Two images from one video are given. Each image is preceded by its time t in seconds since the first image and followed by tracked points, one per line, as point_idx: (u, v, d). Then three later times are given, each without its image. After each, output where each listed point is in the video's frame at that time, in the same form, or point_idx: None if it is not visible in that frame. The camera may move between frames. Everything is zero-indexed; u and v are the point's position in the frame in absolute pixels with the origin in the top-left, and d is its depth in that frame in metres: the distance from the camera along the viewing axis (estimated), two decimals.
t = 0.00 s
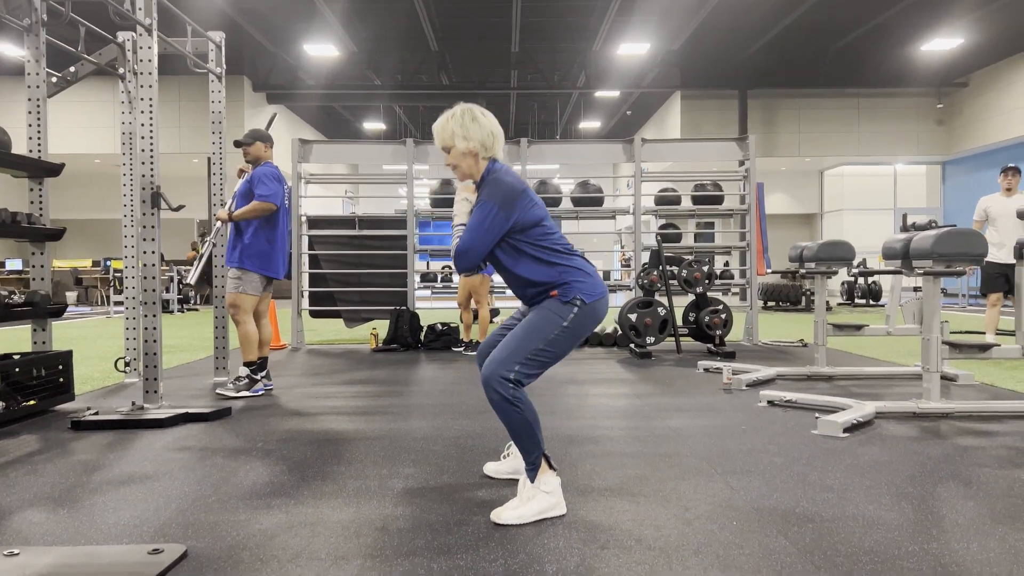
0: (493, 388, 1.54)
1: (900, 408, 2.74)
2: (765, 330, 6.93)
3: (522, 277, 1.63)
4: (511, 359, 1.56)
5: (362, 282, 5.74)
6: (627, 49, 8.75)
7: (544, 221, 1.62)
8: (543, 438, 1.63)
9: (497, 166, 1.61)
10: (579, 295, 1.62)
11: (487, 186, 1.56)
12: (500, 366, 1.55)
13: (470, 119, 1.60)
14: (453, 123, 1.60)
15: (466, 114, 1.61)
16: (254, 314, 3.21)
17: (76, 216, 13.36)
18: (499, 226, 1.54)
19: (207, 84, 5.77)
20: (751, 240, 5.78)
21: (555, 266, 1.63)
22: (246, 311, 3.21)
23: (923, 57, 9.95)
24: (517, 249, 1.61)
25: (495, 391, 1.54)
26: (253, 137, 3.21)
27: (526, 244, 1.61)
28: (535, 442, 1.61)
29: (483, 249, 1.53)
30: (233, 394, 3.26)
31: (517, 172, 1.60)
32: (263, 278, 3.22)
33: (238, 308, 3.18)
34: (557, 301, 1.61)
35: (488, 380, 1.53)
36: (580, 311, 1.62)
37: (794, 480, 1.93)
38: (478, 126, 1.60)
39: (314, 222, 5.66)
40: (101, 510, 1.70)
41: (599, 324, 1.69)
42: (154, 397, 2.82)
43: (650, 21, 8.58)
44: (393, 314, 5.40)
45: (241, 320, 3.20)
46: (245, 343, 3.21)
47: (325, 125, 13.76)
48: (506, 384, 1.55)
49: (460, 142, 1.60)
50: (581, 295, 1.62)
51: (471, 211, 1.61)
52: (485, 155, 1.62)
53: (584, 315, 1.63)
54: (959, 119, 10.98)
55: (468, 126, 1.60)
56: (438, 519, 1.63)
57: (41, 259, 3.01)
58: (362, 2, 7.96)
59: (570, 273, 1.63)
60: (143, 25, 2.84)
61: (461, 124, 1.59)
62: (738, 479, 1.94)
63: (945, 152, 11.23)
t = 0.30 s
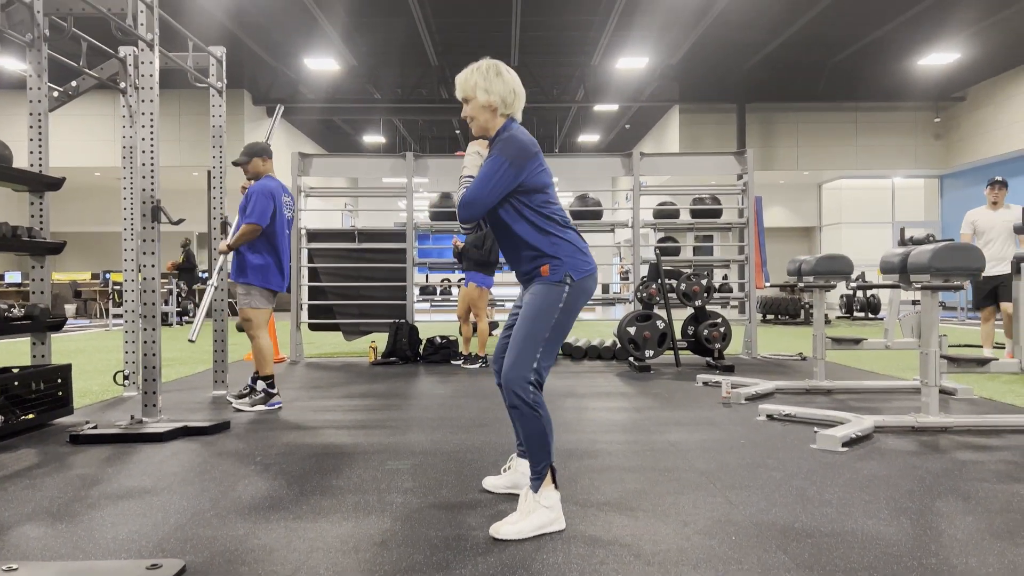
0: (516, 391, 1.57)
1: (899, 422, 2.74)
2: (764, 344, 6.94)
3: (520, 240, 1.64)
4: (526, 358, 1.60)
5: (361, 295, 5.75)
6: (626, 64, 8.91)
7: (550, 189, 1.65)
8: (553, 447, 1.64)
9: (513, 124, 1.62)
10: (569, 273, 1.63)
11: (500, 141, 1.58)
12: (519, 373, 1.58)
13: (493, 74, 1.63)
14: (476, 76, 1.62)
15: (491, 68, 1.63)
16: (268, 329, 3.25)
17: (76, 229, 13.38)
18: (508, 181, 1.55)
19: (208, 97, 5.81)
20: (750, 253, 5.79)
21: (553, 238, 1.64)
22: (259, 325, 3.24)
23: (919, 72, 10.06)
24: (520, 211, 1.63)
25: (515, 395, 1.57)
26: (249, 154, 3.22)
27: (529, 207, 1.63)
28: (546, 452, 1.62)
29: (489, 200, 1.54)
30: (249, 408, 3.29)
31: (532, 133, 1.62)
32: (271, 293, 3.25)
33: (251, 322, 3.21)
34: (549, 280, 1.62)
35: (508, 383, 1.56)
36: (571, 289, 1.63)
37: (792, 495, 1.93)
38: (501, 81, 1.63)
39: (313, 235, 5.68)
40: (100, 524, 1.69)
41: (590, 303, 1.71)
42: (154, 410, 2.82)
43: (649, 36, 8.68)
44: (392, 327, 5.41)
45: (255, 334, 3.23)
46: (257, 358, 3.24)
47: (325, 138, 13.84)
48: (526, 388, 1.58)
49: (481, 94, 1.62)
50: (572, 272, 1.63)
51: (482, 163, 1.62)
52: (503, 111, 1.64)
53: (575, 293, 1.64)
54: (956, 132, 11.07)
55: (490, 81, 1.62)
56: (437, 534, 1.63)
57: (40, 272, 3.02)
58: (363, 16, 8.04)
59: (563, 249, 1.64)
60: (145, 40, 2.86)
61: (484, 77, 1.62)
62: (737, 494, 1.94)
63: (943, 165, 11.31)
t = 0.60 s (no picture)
0: (531, 401, 1.60)
1: (899, 433, 2.74)
2: (764, 354, 6.93)
3: (519, 232, 1.65)
4: (530, 361, 1.61)
5: (361, 305, 5.76)
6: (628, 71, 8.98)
7: (555, 184, 1.67)
8: (559, 458, 1.66)
9: (528, 116, 1.65)
10: (560, 271, 1.63)
11: (515, 130, 1.61)
12: (530, 391, 1.60)
13: (511, 64, 1.66)
14: (495, 65, 1.65)
15: (510, 58, 1.66)
16: (271, 339, 3.25)
17: (76, 238, 13.41)
18: (517, 169, 1.57)
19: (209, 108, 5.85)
20: (750, 264, 5.80)
21: (551, 234, 1.66)
22: (262, 336, 3.25)
23: (918, 83, 10.13)
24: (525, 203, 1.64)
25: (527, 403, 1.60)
26: (240, 166, 3.24)
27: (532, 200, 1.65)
28: (551, 460, 1.64)
29: (498, 185, 1.55)
30: (249, 419, 3.29)
31: (544, 127, 1.65)
32: (270, 304, 3.25)
33: (253, 333, 3.22)
34: (540, 277, 1.63)
35: (526, 396, 1.59)
36: (562, 288, 1.63)
37: (792, 507, 1.93)
38: (519, 72, 1.66)
39: (313, 245, 5.70)
40: (99, 535, 1.69)
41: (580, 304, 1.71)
42: (153, 421, 2.82)
43: (649, 47, 8.75)
44: (392, 338, 5.41)
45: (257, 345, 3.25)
46: (258, 369, 3.25)
47: (326, 148, 13.91)
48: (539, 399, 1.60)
49: (498, 83, 1.65)
50: (563, 271, 1.63)
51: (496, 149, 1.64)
52: (519, 102, 1.67)
53: (565, 292, 1.65)
54: (955, 143, 11.13)
55: (509, 70, 1.65)
56: (437, 545, 1.63)
57: (41, 282, 3.02)
58: (365, 28, 8.11)
59: (557, 246, 1.65)
60: (147, 51, 2.89)
61: (503, 67, 1.65)
62: (737, 506, 1.94)
63: (942, 176, 11.38)
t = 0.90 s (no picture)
0: (530, 402, 1.60)
1: (898, 434, 2.75)
2: (764, 356, 6.94)
3: (522, 233, 1.66)
4: (529, 362, 1.62)
5: (361, 306, 5.76)
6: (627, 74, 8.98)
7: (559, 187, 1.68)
8: (558, 459, 1.66)
9: (534, 117, 1.66)
10: (559, 273, 1.64)
11: (521, 131, 1.61)
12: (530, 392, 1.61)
13: (518, 66, 1.66)
14: (502, 67, 1.65)
15: (516, 60, 1.66)
16: (270, 340, 3.25)
17: (77, 239, 13.42)
18: (522, 170, 1.58)
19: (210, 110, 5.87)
20: (750, 265, 5.80)
21: (553, 235, 1.67)
22: (261, 337, 3.26)
23: (918, 85, 10.15)
24: (529, 204, 1.65)
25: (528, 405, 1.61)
26: (233, 169, 3.24)
27: (537, 202, 1.65)
28: (551, 460, 1.64)
29: (503, 185, 1.56)
30: (249, 420, 3.30)
31: (551, 129, 1.66)
32: (267, 306, 3.24)
33: (252, 335, 3.23)
34: (541, 277, 1.63)
35: (525, 397, 1.60)
36: (561, 290, 1.64)
37: (792, 508, 1.93)
38: (526, 73, 1.66)
39: (314, 247, 5.71)
40: (100, 536, 1.70)
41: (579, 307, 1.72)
42: (153, 422, 2.82)
43: (649, 50, 8.76)
44: (392, 339, 5.41)
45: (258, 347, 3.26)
46: (259, 371, 3.26)
47: (326, 150, 13.93)
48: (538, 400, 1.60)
49: (505, 84, 1.65)
50: (563, 273, 1.64)
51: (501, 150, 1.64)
52: (526, 103, 1.67)
53: (566, 294, 1.65)
54: (955, 145, 11.15)
55: (516, 71, 1.65)
56: (438, 546, 1.63)
57: (42, 284, 3.03)
58: (365, 30, 8.12)
59: (557, 248, 1.66)
60: (148, 53, 2.89)
61: (510, 68, 1.65)
62: (737, 507, 1.94)
63: (941, 178, 11.39)
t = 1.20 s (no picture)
0: (518, 396, 1.59)
1: (898, 426, 2.76)
2: (764, 348, 6.94)
3: (529, 242, 1.65)
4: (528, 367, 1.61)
5: (361, 298, 5.76)
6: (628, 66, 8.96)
7: (560, 192, 1.67)
8: (554, 451, 1.65)
9: (527, 125, 1.64)
10: (570, 278, 1.64)
11: (515, 141, 1.60)
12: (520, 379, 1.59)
13: (508, 75, 1.65)
14: (491, 77, 1.64)
15: (506, 69, 1.65)
16: (271, 332, 3.26)
17: (77, 231, 13.41)
18: (522, 179, 1.57)
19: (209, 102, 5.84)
20: (750, 258, 5.79)
21: (560, 240, 1.66)
22: (262, 329, 3.26)
23: (919, 78, 10.11)
24: (533, 213, 1.64)
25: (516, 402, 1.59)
26: (224, 162, 3.21)
27: (539, 208, 1.64)
28: (547, 453, 1.64)
29: (502, 196, 1.55)
30: (251, 411, 3.31)
31: (546, 136, 1.65)
32: (268, 298, 3.24)
33: (253, 327, 3.23)
34: (553, 282, 1.63)
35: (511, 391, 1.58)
36: (573, 294, 1.64)
37: (792, 499, 1.94)
38: (516, 82, 1.64)
39: (314, 239, 5.70)
40: (103, 526, 1.71)
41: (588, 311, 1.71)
42: (155, 413, 2.83)
43: (650, 42, 8.71)
44: (393, 331, 5.42)
45: (258, 339, 3.26)
46: (260, 363, 3.27)
47: (326, 142, 13.90)
48: (529, 393, 1.60)
49: (496, 94, 1.63)
50: (574, 278, 1.64)
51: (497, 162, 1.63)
52: (517, 112, 1.66)
53: (578, 296, 1.65)
54: (956, 138, 11.12)
55: (506, 81, 1.64)
56: (439, 536, 1.64)
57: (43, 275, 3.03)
58: (365, 21, 8.07)
59: (568, 254, 1.66)
60: (148, 44, 2.87)
61: (499, 78, 1.64)
62: (737, 497, 1.95)
63: (942, 170, 11.38)
